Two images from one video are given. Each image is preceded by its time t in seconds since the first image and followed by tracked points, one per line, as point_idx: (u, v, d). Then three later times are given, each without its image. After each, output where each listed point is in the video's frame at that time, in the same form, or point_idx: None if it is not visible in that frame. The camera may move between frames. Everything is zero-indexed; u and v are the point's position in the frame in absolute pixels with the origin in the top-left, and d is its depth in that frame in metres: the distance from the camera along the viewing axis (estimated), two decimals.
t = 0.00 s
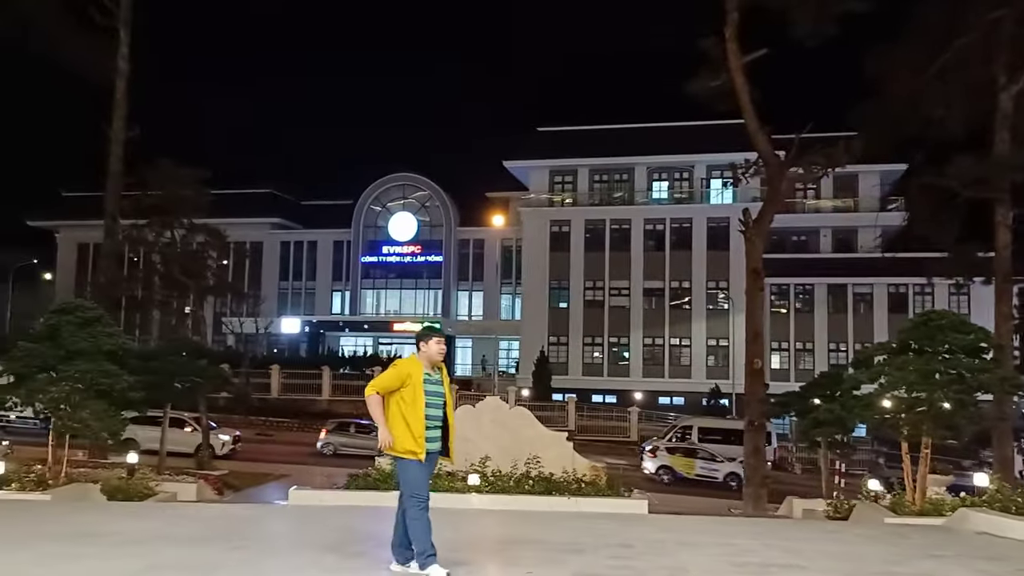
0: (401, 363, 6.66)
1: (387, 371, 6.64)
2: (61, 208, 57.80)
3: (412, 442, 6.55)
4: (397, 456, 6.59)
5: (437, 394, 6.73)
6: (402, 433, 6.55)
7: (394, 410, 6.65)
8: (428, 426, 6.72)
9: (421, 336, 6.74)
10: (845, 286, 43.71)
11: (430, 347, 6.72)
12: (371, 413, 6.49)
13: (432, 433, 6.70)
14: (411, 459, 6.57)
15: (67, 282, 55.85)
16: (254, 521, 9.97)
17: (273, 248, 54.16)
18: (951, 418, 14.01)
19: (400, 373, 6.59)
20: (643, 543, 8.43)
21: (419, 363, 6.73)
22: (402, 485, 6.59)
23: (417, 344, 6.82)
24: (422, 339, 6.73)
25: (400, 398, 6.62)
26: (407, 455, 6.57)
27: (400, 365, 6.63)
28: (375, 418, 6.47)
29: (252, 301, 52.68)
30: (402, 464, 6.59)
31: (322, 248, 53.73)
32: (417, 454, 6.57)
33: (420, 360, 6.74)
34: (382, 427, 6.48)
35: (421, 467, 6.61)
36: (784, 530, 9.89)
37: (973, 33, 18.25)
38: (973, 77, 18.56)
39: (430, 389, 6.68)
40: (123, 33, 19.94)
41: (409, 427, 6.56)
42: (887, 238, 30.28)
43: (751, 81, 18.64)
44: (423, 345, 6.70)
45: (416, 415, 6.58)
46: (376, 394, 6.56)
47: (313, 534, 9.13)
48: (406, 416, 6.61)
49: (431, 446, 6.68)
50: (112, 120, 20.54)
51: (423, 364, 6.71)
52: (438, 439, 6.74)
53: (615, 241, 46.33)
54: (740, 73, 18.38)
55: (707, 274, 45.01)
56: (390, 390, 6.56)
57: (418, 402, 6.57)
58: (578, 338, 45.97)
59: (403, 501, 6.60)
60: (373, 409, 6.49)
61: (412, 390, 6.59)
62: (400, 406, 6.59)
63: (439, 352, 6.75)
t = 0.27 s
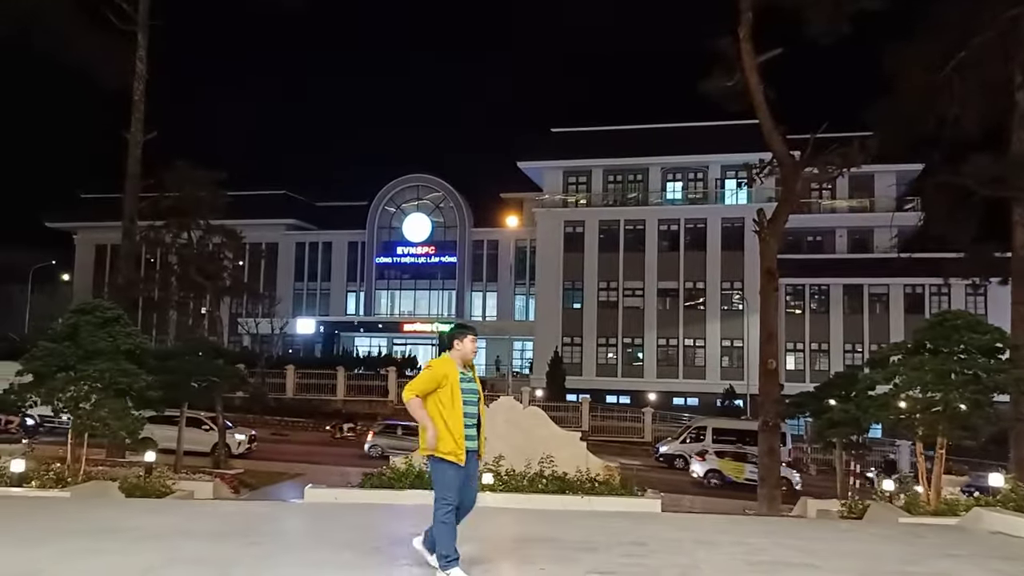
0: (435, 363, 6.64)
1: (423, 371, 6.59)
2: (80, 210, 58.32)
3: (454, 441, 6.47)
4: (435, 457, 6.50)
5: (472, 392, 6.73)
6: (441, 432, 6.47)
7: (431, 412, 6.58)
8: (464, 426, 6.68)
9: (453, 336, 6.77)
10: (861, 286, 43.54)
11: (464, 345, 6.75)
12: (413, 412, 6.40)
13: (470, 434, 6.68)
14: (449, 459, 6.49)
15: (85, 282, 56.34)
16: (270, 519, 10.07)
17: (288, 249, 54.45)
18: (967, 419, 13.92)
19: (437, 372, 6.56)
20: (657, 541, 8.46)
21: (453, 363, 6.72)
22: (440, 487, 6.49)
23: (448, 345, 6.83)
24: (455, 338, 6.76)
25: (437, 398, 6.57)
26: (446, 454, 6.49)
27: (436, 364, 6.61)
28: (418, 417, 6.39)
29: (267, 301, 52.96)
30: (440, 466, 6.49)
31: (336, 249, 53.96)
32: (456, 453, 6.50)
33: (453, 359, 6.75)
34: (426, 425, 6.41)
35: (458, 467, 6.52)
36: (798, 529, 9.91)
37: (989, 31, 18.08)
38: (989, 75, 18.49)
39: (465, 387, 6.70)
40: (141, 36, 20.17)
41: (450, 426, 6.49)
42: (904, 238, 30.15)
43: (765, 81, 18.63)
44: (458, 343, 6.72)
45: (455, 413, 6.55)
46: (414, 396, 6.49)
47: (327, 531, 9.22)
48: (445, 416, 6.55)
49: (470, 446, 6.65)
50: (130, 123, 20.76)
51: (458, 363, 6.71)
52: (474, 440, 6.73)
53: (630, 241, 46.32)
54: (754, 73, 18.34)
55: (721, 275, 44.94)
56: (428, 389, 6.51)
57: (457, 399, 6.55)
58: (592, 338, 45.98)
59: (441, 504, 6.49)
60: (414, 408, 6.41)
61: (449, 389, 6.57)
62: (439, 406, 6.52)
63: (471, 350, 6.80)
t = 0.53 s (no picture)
0: (474, 361, 6.68)
1: (465, 370, 6.60)
2: (90, 210, 58.62)
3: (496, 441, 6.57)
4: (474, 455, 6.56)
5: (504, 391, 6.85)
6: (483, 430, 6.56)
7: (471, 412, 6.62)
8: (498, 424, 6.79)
9: (487, 334, 6.82)
10: (869, 286, 43.45)
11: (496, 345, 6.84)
12: (468, 413, 6.41)
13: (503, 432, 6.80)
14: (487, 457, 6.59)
15: (95, 282, 56.60)
16: (280, 516, 10.15)
17: (296, 249, 54.62)
18: (977, 420, 13.86)
19: (481, 372, 6.62)
20: (664, 539, 8.51)
21: (486, 361, 6.79)
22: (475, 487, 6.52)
23: (478, 342, 6.88)
24: (487, 338, 6.83)
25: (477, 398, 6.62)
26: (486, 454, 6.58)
27: (479, 364, 6.65)
28: (475, 418, 6.43)
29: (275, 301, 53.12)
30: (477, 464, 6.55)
31: (344, 249, 54.09)
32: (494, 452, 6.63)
33: (486, 357, 6.81)
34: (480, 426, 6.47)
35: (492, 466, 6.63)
36: (805, 528, 9.94)
37: (998, 30, 18.04)
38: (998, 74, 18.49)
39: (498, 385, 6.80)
40: (151, 37, 20.30)
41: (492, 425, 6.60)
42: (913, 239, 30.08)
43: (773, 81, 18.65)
44: (491, 343, 6.79)
45: (495, 413, 6.67)
46: (465, 396, 6.48)
47: (335, 528, 9.30)
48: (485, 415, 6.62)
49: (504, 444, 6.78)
50: (140, 124, 20.87)
51: (491, 363, 6.78)
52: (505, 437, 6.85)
53: (638, 241, 46.33)
54: (762, 72, 18.34)
55: (729, 275, 44.89)
56: (474, 388, 6.54)
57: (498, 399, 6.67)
58: (600, 339, 45.98)
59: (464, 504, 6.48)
60: (467, 408, 6.43)
61: (490, 389, 6.65)
62: (482, 405, 6.57)
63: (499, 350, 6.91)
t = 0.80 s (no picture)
0: (510, 363, 6.59)
1: (503, 372, 6.53)
2: (90, 210, 58.66)
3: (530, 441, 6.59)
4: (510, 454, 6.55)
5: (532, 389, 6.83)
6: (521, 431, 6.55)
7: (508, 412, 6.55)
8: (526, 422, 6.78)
9: (517, 334, 6.72)
10: (869, 286, 43.48)
11: (526, 345, 6.76)
12: (512, 416, 6.38)
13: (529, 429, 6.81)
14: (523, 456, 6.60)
15: (95, 282, 56.65)
16: (279, 513, 10.17)
17: (297, 249, 54.63)
18: (977, 420, 13.81)
19: (518, 373, 6.57)
20: (663, 537, 8.52)
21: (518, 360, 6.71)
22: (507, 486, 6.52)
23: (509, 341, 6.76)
24: (517, 337, 6.74)
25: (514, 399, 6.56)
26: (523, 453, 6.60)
27: (515, 365, 6.58)
28: (516, 421, 6.40)
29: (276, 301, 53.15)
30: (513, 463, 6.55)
31: (345, 249, 54.11)
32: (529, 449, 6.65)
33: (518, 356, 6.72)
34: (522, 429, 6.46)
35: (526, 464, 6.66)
36: (804, 527, 9.96)
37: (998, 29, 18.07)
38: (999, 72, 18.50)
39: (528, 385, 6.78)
40: (152, 36, 20.31)
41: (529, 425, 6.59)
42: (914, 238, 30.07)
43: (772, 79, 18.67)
44: (522, 343, 6.70)
45: (530, 413, 6.65)
46: (506, 399, 6.44)
47: (337, 525, 9.34)
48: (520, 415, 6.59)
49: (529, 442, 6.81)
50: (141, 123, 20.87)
51: (523, 363, 6.72)
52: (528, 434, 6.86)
53: (638, 241, 46.36)
54: (762, 71, 18.34)
55: (730, 275, 44.91)
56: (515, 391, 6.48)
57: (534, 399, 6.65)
58: (600, 338, 45.99)
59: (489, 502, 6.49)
60: (511, 412, 6.39)
61: (526, 390, 6.61)
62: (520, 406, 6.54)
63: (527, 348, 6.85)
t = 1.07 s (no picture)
0: (514, 354, 6.66)
1: (505, 363, 6.60)
2: (59, 209, 57.88)
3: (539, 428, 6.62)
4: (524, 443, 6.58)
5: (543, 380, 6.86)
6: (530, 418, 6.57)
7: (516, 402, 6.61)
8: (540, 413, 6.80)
9: (523, 328, 6.80)
10: (838, 286, 44.00)
11: (532, 338, 6.82)
12: (512, 402, 6.42)
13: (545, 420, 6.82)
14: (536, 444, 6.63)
15: (63, 282, 55.88)
16: (254, 511, 10.13)
17: (269, 249, 54.24)
18: (946, 417, 14.07)
19: (521, 363, 6.63)
20: (638, 532, 8.59)
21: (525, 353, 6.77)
22: (528, 475, 6.53)
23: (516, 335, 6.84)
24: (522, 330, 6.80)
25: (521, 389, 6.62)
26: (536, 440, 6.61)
27: (518, 356, 6.64)
28: (520, 407, 6.45)
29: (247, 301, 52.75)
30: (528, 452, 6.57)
31: (317, 248, 53.79)
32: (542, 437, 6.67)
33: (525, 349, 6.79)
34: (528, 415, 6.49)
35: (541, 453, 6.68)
36: (776, 522, 10.07)
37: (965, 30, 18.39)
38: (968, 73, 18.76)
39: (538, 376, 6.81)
40: (123, 35, 20.15)
41: (539, 412, 6.62)
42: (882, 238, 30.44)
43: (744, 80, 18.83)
44: (528, 335, 6.76)
45: (537, 400, 6.68)
46: (507, 387, 6.50)
47: (311, 524, 9.32)
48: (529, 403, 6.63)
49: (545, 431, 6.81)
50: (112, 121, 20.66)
51: (529, 355, 6.76)
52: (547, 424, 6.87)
53: (611, 241, 46.55)
54: (733, 72, 18.50)
55: (702, 276, 45.23)
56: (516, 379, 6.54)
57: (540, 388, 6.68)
58: (574, 338, 46.11)
59: (526, 494, 6.47)
60: (511, 398, 6.43)
61: (531, 379, 6.64)
62: (525, 395, 6.58)
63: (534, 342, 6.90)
